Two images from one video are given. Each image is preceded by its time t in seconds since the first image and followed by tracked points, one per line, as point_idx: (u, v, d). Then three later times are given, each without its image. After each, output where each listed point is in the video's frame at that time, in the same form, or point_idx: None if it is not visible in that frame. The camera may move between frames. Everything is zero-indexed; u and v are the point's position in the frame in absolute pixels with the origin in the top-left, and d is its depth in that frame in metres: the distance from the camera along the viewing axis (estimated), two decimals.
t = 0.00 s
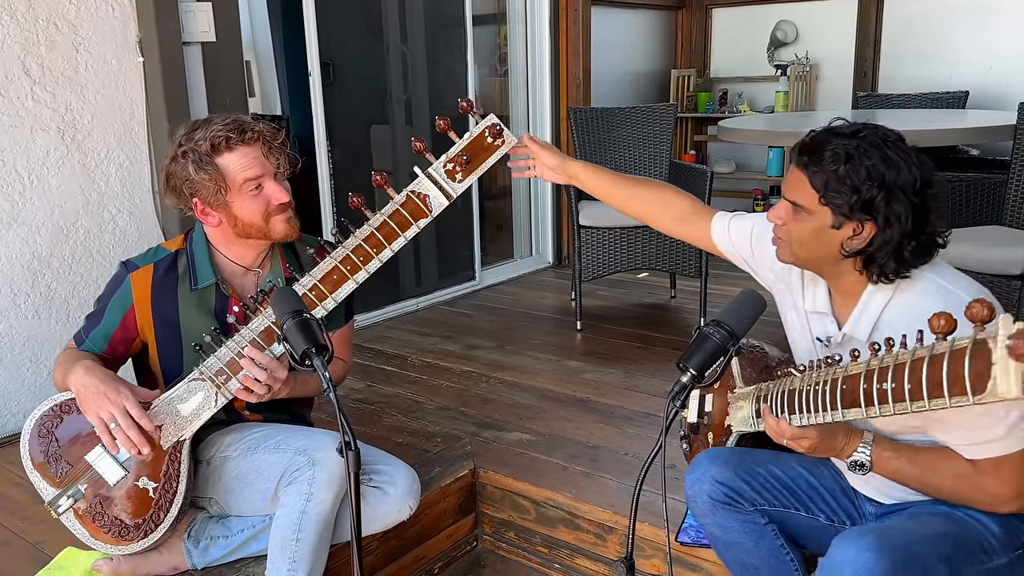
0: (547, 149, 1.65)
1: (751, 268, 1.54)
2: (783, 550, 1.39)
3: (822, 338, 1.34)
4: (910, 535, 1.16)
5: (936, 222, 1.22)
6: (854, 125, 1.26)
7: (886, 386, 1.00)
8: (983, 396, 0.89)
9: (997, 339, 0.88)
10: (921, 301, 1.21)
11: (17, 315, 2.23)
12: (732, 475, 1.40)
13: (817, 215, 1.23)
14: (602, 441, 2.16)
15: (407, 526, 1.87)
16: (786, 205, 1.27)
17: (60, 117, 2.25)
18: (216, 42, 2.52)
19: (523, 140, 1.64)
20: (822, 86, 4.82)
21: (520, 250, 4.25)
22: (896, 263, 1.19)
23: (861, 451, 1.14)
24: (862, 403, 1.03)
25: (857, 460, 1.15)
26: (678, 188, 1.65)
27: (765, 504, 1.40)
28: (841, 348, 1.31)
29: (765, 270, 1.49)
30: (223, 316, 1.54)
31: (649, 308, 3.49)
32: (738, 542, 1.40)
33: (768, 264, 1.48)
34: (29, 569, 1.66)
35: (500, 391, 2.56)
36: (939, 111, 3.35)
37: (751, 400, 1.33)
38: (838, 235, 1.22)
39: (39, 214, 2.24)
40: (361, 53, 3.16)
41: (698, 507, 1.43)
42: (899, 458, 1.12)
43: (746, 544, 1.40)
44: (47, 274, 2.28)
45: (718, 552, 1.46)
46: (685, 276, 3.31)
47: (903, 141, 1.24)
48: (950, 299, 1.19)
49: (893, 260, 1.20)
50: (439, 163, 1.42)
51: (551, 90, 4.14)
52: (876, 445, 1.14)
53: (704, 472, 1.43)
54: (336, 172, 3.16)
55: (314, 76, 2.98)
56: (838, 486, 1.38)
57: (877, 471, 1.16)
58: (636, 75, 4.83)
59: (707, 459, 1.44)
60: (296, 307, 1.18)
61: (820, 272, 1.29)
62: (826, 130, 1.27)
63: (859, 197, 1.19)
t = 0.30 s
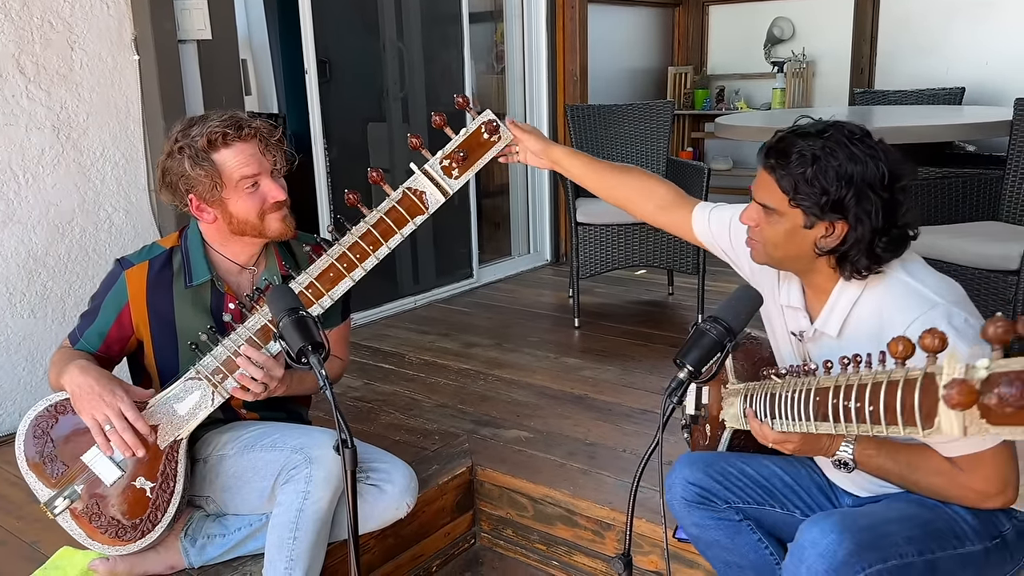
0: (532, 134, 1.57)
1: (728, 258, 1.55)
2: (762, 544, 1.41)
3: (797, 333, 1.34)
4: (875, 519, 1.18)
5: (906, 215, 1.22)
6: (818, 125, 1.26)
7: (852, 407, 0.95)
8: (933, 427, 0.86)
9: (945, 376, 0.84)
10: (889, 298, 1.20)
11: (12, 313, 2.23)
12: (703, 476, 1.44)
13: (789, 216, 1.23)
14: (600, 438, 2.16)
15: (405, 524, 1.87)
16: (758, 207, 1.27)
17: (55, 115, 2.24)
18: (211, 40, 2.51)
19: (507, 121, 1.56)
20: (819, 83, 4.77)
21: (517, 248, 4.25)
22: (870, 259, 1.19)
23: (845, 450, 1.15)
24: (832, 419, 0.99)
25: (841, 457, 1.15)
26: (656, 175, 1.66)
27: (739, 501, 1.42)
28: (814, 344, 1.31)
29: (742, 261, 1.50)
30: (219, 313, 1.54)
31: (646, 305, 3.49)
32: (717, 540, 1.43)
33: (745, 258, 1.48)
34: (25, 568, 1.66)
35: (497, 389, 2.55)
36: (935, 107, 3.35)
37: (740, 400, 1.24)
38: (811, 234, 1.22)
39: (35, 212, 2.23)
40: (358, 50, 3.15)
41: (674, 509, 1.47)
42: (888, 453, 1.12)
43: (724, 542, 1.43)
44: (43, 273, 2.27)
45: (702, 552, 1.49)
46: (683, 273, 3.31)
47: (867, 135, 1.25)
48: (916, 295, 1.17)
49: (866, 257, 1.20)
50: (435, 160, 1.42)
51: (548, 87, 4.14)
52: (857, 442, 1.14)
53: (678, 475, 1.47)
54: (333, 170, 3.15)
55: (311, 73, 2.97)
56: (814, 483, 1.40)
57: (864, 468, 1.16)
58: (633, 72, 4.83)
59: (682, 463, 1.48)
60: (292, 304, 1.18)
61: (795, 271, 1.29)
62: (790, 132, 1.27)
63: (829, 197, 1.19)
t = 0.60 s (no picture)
0: (520, 126, 1.54)
1: (719, 246, 1.55)
2: (751, 539, 1.42)
3: (783, 325, 1.34)
4: (853, 505, 1.18)
5: (895, 210, 1.23)
6: (811, 116, 1.26)
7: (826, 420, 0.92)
8: (885, 457, 0.87)
9: (899, 407, 0.84)
10: (877, 289, 1.19)
11: (10, 312, 2.22)
12: (691, 475, 1.46)
13: (779, 208, 1.23)
14: (599, 433, 2.16)
15: (405, 520, 1.87)
16: (749, 197, 1.28)
17: (52, 113, 2.23)
18: (208, 37, 2.51)
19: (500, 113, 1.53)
20: (816, 78, 4.82)
21: (516, 244, 4.25)
22: (860, 252, 1.19)
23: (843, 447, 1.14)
24: (811, 428, 0.95)
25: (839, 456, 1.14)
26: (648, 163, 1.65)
27: (728, 498, 1.43)
28: (802, 334, 1.30)
29: (733, 252, 1.51)
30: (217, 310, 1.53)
31: (645, 300, 3.49)
32: (708, 538, 1.44)
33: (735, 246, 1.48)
34: (25, 567, 1.66)
35: (497, 385, 2.55)
36: (933, 101, 3.35)
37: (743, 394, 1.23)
38: (801, 226, 1.22)
39: (32, 210, 2.23)
40: (355, 47, 3.15)
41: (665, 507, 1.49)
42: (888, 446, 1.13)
43: (714, 539, 1.43)
44: (41, 271, 2.26)
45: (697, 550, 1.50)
46: (681, 268, 3.31)
47: (861, 128, 1.25)
48: (903, 286, 1.17)
49: (856, 250, 1.19)
50: (433, 153, 1.42)
51: (545, 83, 4.13)
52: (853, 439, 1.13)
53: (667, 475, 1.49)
54: (330, 167, 3.15)
55: (308, 70, 2.97)
56: (803, 479, 1.39)
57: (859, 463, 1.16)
58: (631, 67, 4.83)
59: (672, 462, 1.50)
60: (291, 301, 1.18)
61: (784, 262, 1.30)
62: (784, 122, 1.27)
63: (821, 190, 1.19)
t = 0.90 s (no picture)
0: (517, 107, 1.51)
1: (721, 236, 1.55)
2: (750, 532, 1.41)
3: (780, 317, 1.34)
4: (846, 496, 1.18)
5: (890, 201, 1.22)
6: (804, 107, 1.25)
7: (811, 419, 0.92)
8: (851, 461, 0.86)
9: (864, 414, 0.84)
10: (873, 281, 1.19)
11: (8, 310, 2.22)
12: (689, 470, 1.45)
13: (773, 199, 1.22)
14: (598, 428, 2.16)
15: (404, 516, 1.87)
16: (743, 189, 1.27)
17: (47, 110, 2.23)
18: (203, 32, 2.50)
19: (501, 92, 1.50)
20: (815, 70, 4.80)
21: (515, 239, 4.24)
22: (854, 244, 1.18)
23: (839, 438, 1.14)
24: (794, 427, 0.96)
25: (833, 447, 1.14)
26: (648, 151, 1.63)
27: (727, 492, 1.42)
28: (798, 326, 1.31)
29: (733, 243, 1.51)
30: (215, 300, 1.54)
31: (644, 295, 3.48)
32: (706, 532, 1.44)
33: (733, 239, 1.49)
34: (24, 566, 1.65)
35: (496, 380, 2.55)
36: (932, 92, 3.34)
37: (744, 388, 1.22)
38: (796, 218, 1.22)
39: (29, 208, 2.22)
40: (351, 42, 3.14)
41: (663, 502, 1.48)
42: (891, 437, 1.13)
43: (713, 533, 1.43)
44: (38, 270, 2.26)
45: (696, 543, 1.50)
46: (680, 262, 3.31)
47: (854, 118, 1.24)
48: (899, 278, 1.16)
49: (851, 241, 1.19)
50: (427, 138, 1.38)
51: (543, 77, 4.12)
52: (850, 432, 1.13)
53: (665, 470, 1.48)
54: (327, 163, 3.14)
55: (303, 66, 2.97)
56: (800, 473, 1.39)
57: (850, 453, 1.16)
58: (629, 61, 4.82)
59: (670, 456, 1.49)
60: (287, 298, 1.17)
61: (781, 254, 1.29)
62: (777, 113, 1.26)
63: (814, 181, 1.19)
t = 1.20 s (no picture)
0: (514, 94, 1.50)
1: (722, 229, 1.55)
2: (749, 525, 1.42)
3: (779, 309, 1.34)
4: (835, 483, 1.18)
5: (889, 192, 1.22)
6: (803, 99, 1.25)
7: (813, 408, 0.92)
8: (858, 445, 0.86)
9: (870, 396, 0.83)
10: (872, 272, 1.19)
11: (5, 309, 2.21)
12: (689, 463, 1.45)
13: (773, 192, 1.22)
14: (597, 422, 2.16)
15: (403, 512, 1.87)
16: (743, 182, 1.27)
17: (43, 109, 2.22)
18: (199, 30, 2.50)
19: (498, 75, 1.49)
20: (812, 64, 4.79)
21: (512, 235, 4.24)
22: (853, 235, 1.18)
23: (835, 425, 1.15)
24: (798, 418, 0.96)
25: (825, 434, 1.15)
26: (649, 143, 1.62)
27: (726, 485, 1.43)
28: (797, 319, 1.31)
29: (734, 235, 1.50)
30: (210, 294, 1.54)
31: (642, 290, 3.48)
32: (706, 524, 1.43)
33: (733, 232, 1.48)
34: (24, 565, 1.65)
35: (494, 376, 2.55)
36: (929, 85, 3.34)
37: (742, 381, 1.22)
38: (795, 210, 1.21)
39: (25, 207, 2.22)
40: (347, 38, 3.13)
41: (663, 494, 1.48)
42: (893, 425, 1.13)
43: (713, 526, 1.42)
44: (35, 268, 2.26)
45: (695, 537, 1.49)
46: (678, 257, 3.31)
47: (853, 110, 1.24)
48: (898, 269, 1.16)
49: (851, 233, 1.19)
50: (422, 126, 1.37)
51: (540, 73, 4.12)
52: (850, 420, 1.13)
53: (665, 463, 1.48)
54: (325, 160, 3.13)
55: (300, 63, 2.96)
56: (799, 464, 1.39)
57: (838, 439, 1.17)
58: (627, 56, 4.81)
59: (669, 451, 1.50)
60: (283, 295, 1.17)
61: (780, 247, 1.29)
62: (776, 106, 1.26)
63: (813, 173, 1.19)
